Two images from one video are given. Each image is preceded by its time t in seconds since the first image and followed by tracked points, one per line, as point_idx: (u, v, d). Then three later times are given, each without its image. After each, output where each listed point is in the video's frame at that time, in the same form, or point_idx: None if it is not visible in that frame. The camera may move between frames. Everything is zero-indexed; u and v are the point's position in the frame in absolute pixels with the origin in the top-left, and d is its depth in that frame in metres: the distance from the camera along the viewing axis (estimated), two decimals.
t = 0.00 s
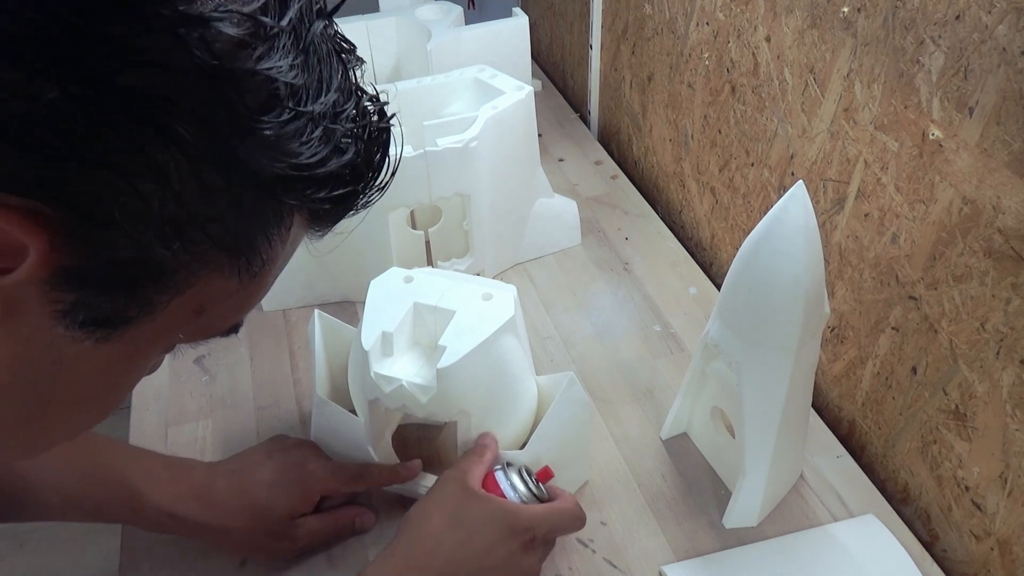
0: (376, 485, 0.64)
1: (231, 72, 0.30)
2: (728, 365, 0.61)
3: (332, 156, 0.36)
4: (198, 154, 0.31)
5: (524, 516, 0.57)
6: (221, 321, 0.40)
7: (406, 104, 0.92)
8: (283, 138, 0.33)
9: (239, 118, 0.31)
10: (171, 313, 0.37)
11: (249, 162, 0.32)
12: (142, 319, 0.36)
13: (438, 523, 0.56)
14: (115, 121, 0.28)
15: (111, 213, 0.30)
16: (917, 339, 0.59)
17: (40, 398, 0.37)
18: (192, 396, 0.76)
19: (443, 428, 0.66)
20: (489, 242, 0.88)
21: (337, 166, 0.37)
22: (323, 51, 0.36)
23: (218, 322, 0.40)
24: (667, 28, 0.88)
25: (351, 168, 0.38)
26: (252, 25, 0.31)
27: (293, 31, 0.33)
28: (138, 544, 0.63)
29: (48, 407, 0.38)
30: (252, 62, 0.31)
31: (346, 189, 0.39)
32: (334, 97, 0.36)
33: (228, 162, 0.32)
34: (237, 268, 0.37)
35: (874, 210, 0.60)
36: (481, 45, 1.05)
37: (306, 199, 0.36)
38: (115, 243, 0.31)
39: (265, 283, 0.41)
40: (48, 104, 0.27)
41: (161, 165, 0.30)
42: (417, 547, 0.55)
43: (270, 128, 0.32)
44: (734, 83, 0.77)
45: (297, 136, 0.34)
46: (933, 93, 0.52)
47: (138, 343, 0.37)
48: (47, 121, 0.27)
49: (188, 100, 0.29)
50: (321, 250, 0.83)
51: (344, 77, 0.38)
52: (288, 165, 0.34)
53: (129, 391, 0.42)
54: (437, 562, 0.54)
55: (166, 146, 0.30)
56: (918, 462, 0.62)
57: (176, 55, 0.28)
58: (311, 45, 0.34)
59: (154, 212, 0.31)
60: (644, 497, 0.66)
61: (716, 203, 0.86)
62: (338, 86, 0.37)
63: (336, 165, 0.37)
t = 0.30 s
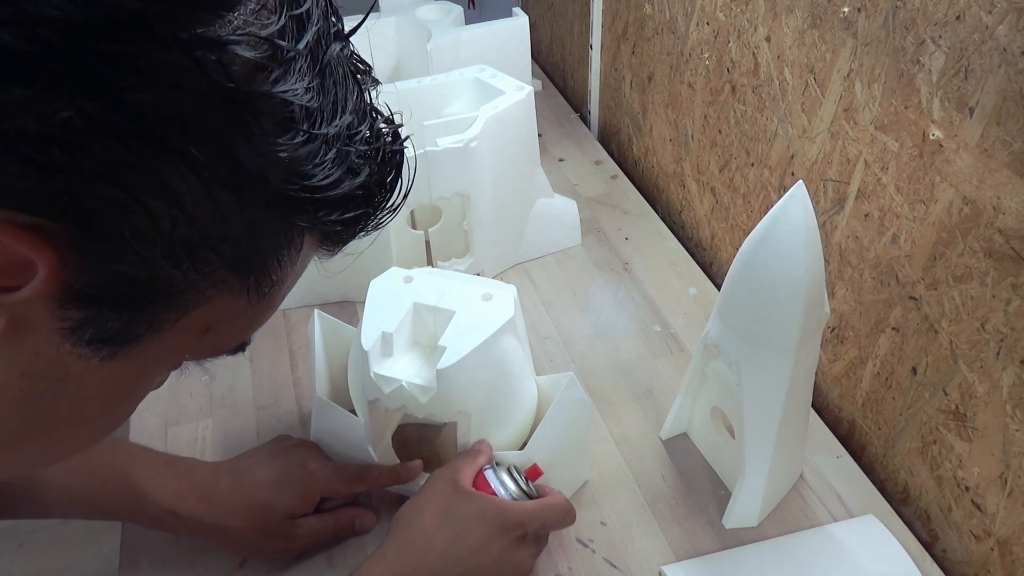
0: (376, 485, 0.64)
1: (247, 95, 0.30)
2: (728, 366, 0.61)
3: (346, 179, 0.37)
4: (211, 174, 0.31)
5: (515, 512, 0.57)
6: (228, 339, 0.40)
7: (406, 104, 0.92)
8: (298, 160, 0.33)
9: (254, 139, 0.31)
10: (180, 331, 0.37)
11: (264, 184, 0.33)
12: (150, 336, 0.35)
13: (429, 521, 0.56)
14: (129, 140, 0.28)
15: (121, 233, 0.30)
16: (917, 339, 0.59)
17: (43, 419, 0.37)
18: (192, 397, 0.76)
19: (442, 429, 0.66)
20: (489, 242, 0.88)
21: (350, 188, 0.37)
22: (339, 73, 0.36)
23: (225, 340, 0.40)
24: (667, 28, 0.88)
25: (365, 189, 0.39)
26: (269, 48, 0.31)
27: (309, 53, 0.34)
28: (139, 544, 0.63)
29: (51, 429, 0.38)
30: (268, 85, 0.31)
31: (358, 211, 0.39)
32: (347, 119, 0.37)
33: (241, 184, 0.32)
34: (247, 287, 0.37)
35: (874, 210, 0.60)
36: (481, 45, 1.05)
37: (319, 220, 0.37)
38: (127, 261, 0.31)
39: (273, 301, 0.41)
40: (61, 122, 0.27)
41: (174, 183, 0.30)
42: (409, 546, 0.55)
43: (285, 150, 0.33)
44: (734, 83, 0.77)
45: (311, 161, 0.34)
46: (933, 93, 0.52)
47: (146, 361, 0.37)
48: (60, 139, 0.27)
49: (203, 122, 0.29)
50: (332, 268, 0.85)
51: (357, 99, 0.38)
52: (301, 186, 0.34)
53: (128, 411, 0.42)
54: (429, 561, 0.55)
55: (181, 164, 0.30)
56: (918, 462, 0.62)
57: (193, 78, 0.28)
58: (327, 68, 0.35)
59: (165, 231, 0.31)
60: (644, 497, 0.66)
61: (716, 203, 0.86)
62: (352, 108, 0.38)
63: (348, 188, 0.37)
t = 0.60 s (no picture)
0: (376, 486, 0.64)
1: (228, 70, 0.30)
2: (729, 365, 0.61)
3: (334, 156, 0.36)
4: (194, 155, 0.31)
5: (515, 512, 0.57)
6: (222, 327, 0.40)
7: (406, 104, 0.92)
8: (282, 137, 0.33)
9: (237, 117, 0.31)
10: (167, 318, 0.37)
11: (248, 164, 0.32)
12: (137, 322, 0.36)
13: (428, 521, 0.56)
14: (104, 120, 0.28)
15: (101, 216, 0.30)
16: (917, 339, 0.59)
17: (40, 403, 0.38)
18: (193, 397, 0.76)
19: (442, 429, 0.66)
20: (489, 242, 0.88)
21: (339, 166, 0.37)
22: (326, 48, 0.36)
23: (218, 327, 0.40)
24: (667, 28, 0.88)
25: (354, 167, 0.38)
26: (249, 21, 0.30)
27: (293, 27, 0.33)
28: (138, 544, 0.63)
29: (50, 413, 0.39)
30: (249, 59, 0.30)
31: (348, 190, 0.39)
32: (336, 95, 0.36)
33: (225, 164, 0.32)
34: (237, 271, 0.37)
35: (874, 210, 0.60)
36: (481, 45, 1.05)
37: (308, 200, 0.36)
38: (112, 244, 0.31)
39: (268, 288, 0.41)
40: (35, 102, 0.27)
41: (156, 165, 0.30)
42: (408, 545, 0.55)
43: (268, 127, 0.32)
44: (734, 83, 0.77)
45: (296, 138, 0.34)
46: (933, 93, 0.52)
47: (136, 349, 0.37)
48: (36, 122, 0.27)
49: (181, 99, 0.29)
50: (327, 252, 0.83)
51: (347, 75, 0.38)
52: (288, 165, 0.34)
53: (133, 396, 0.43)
54: (429, 561, 0.55)
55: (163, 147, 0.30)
56: (918, 463, 0.62)
57: (169, 53, 0.28)
58: (313, 42, 0.35)
59: (148, 214, 0.31)
60: (644, 497, 0.66)
61: (716, 203, 0.86)
62: (340, 84, 0.37)
63: (337, 166, 0.37)
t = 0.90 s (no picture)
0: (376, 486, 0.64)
1: (206, 42, 0.30)
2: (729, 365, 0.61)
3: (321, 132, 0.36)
4: (176, 133, 0.31)
5: (515, 512, 0.57)
6: (214, 311, 0.40)
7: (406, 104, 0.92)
8: (265, 111, 0.33)
9: (217, 91, 0.31)
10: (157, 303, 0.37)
11: (233, 143, 0.32)
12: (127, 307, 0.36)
13: (428, 521, 0.56)
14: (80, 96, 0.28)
15: (84, 198, 0.30)
16: (917, 339, 0.59)
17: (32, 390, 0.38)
18: (193, 397, 0.76)
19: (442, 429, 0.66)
20: (489, 242, 0.88)
21: (328, 142, 0.37)
22: (311, 21, 0.36)
23: (210, 311, 0.40)
24: (667, 28, 0.88)
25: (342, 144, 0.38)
26: None
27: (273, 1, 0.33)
28: (138, 544, 0.63)
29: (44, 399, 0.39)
30: (228, 30, 0.31)
31: (338, 166, 0.39)
32: (323, 70, 0.36)
33: (208, 143, 0.32)
34: (227, 253, 0.36)
35: (874, 210, 0.60)
36: (481, 45, 1.05)
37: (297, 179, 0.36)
38: (95, 226, 0.31)
39: (260, 272, 0.41)
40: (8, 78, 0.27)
41: (137, 142, 0.30)
42: (408, 545, 0.55)
43: (249, 101, 0.32)
44: (734, 83, 0.77)
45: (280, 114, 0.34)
46: (933, 93, 0.52)
47: (126, 334, 0.37)
48: (13, 99, 0.27)
49: (161, 73, 0.29)
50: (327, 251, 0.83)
51: (335, 51, 0.38)
52: (274, 141, 0.34)
53: (129, 380, 0.43)
54: (429, 561, 0.54)
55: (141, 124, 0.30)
56: (918, 463, 0.62)
57: (146, 26, 0.28)
58: (296, 16, 0.34)
59: (131, 194, 0.31)
60: (644, 497, 0.66)
61: (716, 203, 0.86)
62: (327, 60, 0.37)
63: (325, 142, 0.37)
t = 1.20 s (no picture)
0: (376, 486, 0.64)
1: (203, 42, 0.30)
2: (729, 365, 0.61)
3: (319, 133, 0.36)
4: (172, 133, 0.31)
5: (515, 511, 0.57)
6: (213, 313, 0.40)
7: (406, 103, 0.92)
8: (262, 112, 0.33)
9: (214, 91, 0.31)
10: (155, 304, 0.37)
11: (231, 142, 0.32)
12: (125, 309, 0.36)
13: (428, 521, 0.56)
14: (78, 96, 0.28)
15: (80, 198, 0.30)
16: (917, 339, 0.59)
17: (31, 391, 0.38)
18: (193, 397, 0.76)
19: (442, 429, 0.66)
20: (489, 242, 0.88)
21: (326, 143, 0.37)
22: (309, 22, 0.36)
23: (209, 312, 0.40)
24: (667, 28, 0.88)
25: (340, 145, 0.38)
26: None
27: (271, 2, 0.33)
28: (138, 545, 0.63)
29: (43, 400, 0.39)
30: (225, 30, 0.31)
31: (337, 168, 0.39)
32: (321, 71, 0.36)
33: (205, 143, 0.32)
34: (224, 254, 0.36)
35: (874, 210, 0.60)
36: (482, 45, 1.05)
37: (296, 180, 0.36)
38: (90, 227, 0.31)
39: (259, 273, 0.41)
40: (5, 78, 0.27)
41: (133, 142, 0.30)
42: (408, 545, 0.55)
43: (247, 102, 0.32)
44: (734, 83, 0.77)
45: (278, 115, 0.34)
46: (933, 93, 0.52)
47: (124, 335, 0.37)
48: (9, 100, 0.27)
49: (159, 72, 0.29)
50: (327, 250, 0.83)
51: (334, 52, 0.38)
52: (271, 142, 0.34)
53: (127, 381, 0.43)
54: (429, 561, 0.54)
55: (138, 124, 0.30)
56: (918, 463, 0.62)
57: (142, 26, 0.28)
58: (294, 16, 0.35)
59: (127, 194, 0.31)
60: (644, 497, 0.66)
61: (716, 203, 0.86)
62: (326, 61, 0.37)
63: (323, 142, 0.37)
